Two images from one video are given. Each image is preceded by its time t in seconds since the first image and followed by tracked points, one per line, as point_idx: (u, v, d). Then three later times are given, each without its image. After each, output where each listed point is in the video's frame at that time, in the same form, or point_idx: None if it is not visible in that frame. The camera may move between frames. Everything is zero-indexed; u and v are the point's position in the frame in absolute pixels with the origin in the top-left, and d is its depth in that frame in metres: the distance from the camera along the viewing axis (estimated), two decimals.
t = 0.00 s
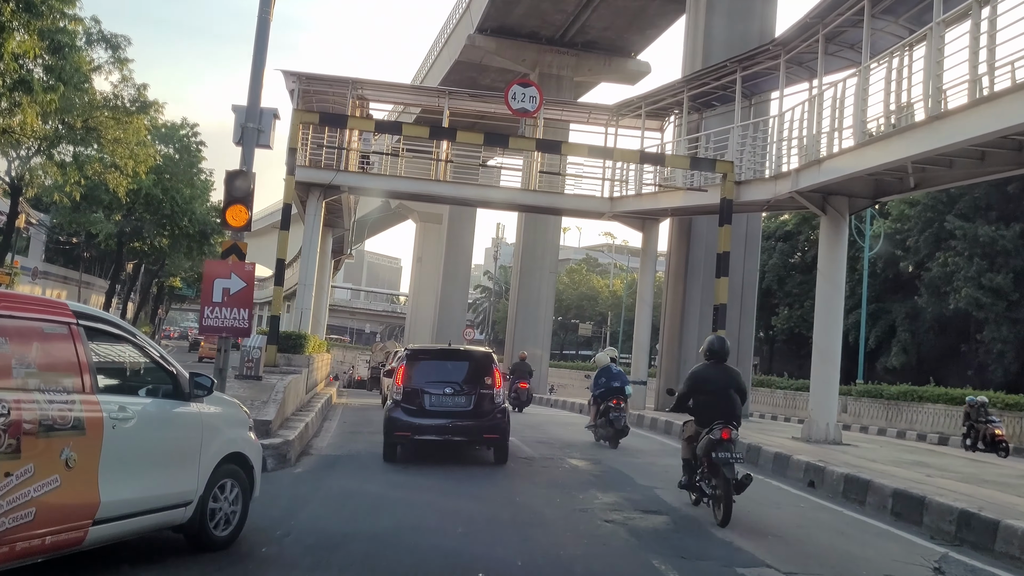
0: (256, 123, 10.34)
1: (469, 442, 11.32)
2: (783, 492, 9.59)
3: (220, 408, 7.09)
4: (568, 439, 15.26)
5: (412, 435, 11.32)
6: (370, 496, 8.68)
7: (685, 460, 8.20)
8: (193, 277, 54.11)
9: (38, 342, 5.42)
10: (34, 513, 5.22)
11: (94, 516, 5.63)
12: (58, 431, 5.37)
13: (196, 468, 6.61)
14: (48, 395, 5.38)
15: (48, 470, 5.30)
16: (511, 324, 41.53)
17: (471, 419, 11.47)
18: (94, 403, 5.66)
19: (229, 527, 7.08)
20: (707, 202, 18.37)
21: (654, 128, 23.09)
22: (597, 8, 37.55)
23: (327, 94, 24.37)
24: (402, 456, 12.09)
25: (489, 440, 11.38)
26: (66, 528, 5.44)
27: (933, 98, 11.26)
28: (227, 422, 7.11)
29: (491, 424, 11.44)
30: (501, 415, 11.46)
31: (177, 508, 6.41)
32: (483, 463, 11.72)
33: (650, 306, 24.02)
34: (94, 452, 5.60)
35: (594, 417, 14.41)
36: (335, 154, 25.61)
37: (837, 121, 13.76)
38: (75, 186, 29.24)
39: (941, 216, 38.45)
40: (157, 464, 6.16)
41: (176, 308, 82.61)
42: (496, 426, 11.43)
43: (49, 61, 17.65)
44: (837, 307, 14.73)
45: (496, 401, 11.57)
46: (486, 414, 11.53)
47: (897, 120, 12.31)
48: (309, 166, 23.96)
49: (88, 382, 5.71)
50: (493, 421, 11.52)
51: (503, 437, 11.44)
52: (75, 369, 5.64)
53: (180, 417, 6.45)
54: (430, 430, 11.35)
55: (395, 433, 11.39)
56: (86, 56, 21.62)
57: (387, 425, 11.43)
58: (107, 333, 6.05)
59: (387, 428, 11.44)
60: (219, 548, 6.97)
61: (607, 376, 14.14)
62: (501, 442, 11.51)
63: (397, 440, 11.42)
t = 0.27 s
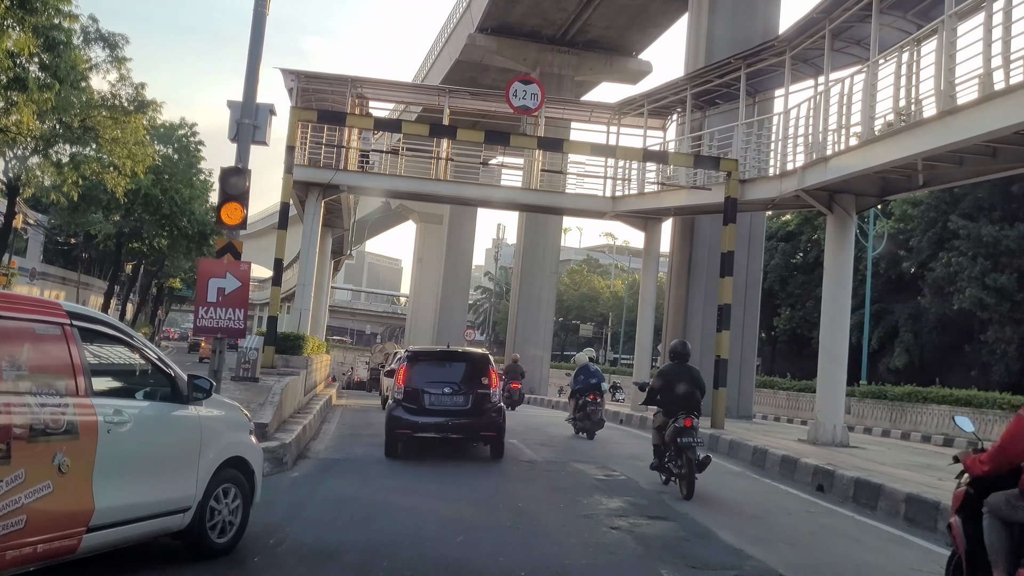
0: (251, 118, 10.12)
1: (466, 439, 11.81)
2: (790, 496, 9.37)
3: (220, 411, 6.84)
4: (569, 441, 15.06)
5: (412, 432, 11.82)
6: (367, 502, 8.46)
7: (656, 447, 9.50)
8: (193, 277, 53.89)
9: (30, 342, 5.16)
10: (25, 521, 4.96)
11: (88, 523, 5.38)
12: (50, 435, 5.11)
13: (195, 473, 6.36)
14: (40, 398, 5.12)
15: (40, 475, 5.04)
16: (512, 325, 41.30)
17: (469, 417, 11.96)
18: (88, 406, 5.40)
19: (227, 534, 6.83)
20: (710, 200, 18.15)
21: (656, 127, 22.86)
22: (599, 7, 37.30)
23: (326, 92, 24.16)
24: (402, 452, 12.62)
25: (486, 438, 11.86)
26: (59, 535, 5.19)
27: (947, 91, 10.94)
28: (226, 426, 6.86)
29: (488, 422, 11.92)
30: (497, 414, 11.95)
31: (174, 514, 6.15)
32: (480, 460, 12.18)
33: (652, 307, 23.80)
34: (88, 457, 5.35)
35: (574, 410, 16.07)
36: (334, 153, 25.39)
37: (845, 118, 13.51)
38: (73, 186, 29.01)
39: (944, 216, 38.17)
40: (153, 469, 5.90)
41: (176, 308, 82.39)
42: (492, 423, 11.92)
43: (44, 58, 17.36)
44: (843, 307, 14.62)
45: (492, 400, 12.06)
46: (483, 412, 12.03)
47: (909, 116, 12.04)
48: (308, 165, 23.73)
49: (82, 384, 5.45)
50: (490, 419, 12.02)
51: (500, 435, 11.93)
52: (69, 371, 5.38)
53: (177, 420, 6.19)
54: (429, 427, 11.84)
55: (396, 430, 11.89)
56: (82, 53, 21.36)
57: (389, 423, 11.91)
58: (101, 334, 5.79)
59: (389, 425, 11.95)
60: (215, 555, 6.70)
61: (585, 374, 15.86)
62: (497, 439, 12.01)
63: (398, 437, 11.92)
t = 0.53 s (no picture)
0: (248, 115, 10.00)
1: (463, 431, 12.82)
2: (798, 500, 9.19)
3: (220, 413, 6.63)
4: (571, 443, 14.87)
5: (413, 424, 12.84)
6: (366, 506, 8.29)
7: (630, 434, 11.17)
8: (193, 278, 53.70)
9: (23, 343, 4.94)
10: (17, 527, 4.74)
11: (83, 528, 5.16)
12: (44, 439, 4.89)
13: (194, 476, 6.14)
14: (34, 400, 4.89)
15: (33, 479, 4.81)
16: (513, 325, 41.09)
17: (466, 410, 12.99)
18: (83, 409, 5.19)
19: (228, 540, 6.61)
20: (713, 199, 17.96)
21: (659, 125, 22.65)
22: (600, 6, 37.07)
23: (325, 91, 23.99)
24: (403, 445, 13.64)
25: (482, 430, 12.89)
26: (53, 542, 4.96)
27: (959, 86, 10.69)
28: (227, 429, 6.64)
29: (483, 415, 12.94)
30: (492, 408, 12.99)
31: (174, 519, 5.93)
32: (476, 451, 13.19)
33: (654, 307, 23.62)
34: (84, 460, 5.13)
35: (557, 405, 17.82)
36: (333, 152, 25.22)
37: (851, 114, 13.32)
38: (71, 185, 28.84)
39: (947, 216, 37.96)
40: (152, 472, 5.69)
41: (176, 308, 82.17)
42: (488, 416, 12.96)
43: (39, 55, 17.16)
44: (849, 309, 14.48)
45: (488, 395, 13.13)
46: (479, 406, 13.08)
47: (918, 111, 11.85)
48: (307, 165, 23.55)
49: (77, 386, 5.24)
50: (485, 413, 13.06)
51: (494, 428, 12.95)
52: (64, 372, 5.16)
53: (176, 422, 5.98)
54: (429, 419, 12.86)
55: (399, 423, 12.92)
56: (79, 51, 21.17)
57: (392, 417, 12.94)
58: (97, 334, 5.58)
59: (392, 418, 12.97)
60: (215, 561, 6.48)
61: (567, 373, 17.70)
62: (492, 432, 13.03)
63: (401, 429, 12.95)
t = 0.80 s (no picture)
0: (246, 111, 9.89)
1: (462, 429, 13.35)
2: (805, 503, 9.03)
3: (222, 415, 6.47)
4: (573, 445, 14.71)
5: (413, 423, 13.36)
6: (367, 509, 8.14)
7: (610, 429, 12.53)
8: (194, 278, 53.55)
9: (21, 344, 4.78)
10: (15, 531, 4.56)
11: (82, 533, 4.98)
12: (42, 441, 4.71)
13: (196, 480, 5.96)
14: (32, 402, 4.72)
15: (31, 483, 4.64)
16: (515, 325, 40.89)
17: (465, 408, 13.49)
18: (83, 411, 5.02)
19: (229, 544, 6.43)
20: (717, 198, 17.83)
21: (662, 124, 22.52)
22: (602, 5, 36.86)
23: (325, 89, 23.86)
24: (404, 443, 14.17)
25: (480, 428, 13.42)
26: (52, 547, 4.79)
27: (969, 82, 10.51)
28: (230, 431, 6.47)
29: (481, 414, 13.47)
30: (490, 407, 13.51)
31: (174, 523, 5.75)
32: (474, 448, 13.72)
33: (657, 307, 23.45)
34: (83, 463, 4.96)
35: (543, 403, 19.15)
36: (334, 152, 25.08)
37: (857, 112, 13.15)
38: (71, 185, 28.69)
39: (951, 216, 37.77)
40: (152, 476, 5.51)
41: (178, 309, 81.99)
42: (485, 414, 13.51)
43: (37, 54, 16.95)
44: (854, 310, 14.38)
45: (485, 395, 13.65)
46: (477, 405, 13.59)
47: (928, 108, 11.64)
48: (307, 164, 23.40)
49: (76, 388, 5.08)
50: (484, 411, 13.59)
51: (492, 426, 13.46)
52: (62, 373, 5.00)
53: (177, 425, 5.82)
54: (428, 417, 13.38)
55: (400, 421, 13.44)
56: (78, 50, 20.98)
57: (393, 415, 13.46)
58: (96, 335, 5.43)
59: (393, 417, 13.49)
60: (214, 566, 6.29)
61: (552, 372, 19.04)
62: (489, 430, 13.56)
63: (402, 428, 13.46)
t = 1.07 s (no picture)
0: (244, 108, 9.78)
1: (460, 426, 14.20)
2: (812, 506, 8.90)
3: (226, 416, 6.32)
4: (576, 446, 14.57)
5: (414, 420, 14.21)
6: (367, 512, 8.00)
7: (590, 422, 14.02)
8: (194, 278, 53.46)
9: (22, 344, 4.64)
10: (15, 535, 4.42)
11: (85, 536, 4.83)
12: (43, 443, 4.57)
13: (200, 483, 5.82)
14: (32, 404, 4.58)
15: (32, 486, 4.50)
16: (515, 325, 40.67)
17: (463, 407, 14.37)
18: (85, 413, 4.89)
19: (233, 548, 6.28)
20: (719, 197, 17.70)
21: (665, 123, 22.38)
22: (604, 5, 36.72)
23: (325, 88, 23.72)
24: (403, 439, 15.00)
25: (477, 425, 14.29)
26: (54, 550, 4.64)
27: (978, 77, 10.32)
28: (234, 433, 6.34)
29: (478, 412, 14.34)
30: (486, 405, 14.39)
31: (177, 526, 5.60)
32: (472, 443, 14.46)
33: (660, 307, 23.32)
34: (85, 466, 4.82)
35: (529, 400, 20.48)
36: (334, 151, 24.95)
37: (863, 110, 13.00)
38: (71, 185, 28.59)
39: (954, 216, 37.60)
40: (155, 478, 5.37)
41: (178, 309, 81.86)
42: (482, 412, 14.37)
43: (35, 52, 16.78)
44: (861, 309, 14.27)
45: (483, 394, 14.54)
46: (474, 403, 14.47)
47: (937, 105, 11.46)
48: (308, 163, 23.28)
49: (78, 389, 4.94)
50: (481, 409, 14.47)
51: (488, 423, 14.36)
52: (64, 374, 4.86)
53: (181, 427, 5.68)
54: (429, 415, 14.25)
55: (401, 419, 14.27)
56: (77, 48, 20.83)
57: (395, 413, 14.30)
58: (98, 335, 5.28)
59: (394, 414, 14.33)
60: (215, 569, 6.14)
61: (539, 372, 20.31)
62: (485, 427, 14.44)
63: (403, 425, 14.30)
